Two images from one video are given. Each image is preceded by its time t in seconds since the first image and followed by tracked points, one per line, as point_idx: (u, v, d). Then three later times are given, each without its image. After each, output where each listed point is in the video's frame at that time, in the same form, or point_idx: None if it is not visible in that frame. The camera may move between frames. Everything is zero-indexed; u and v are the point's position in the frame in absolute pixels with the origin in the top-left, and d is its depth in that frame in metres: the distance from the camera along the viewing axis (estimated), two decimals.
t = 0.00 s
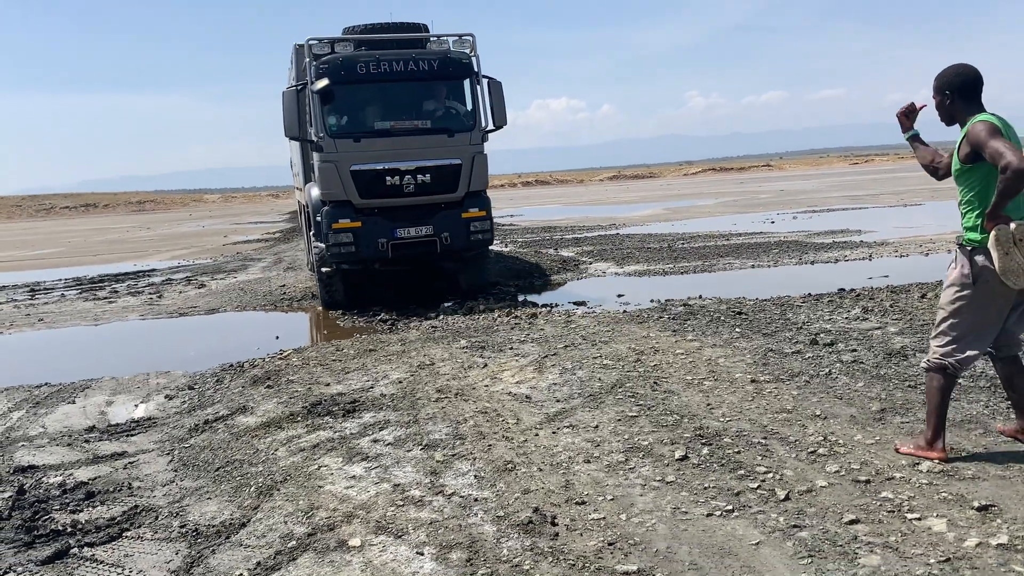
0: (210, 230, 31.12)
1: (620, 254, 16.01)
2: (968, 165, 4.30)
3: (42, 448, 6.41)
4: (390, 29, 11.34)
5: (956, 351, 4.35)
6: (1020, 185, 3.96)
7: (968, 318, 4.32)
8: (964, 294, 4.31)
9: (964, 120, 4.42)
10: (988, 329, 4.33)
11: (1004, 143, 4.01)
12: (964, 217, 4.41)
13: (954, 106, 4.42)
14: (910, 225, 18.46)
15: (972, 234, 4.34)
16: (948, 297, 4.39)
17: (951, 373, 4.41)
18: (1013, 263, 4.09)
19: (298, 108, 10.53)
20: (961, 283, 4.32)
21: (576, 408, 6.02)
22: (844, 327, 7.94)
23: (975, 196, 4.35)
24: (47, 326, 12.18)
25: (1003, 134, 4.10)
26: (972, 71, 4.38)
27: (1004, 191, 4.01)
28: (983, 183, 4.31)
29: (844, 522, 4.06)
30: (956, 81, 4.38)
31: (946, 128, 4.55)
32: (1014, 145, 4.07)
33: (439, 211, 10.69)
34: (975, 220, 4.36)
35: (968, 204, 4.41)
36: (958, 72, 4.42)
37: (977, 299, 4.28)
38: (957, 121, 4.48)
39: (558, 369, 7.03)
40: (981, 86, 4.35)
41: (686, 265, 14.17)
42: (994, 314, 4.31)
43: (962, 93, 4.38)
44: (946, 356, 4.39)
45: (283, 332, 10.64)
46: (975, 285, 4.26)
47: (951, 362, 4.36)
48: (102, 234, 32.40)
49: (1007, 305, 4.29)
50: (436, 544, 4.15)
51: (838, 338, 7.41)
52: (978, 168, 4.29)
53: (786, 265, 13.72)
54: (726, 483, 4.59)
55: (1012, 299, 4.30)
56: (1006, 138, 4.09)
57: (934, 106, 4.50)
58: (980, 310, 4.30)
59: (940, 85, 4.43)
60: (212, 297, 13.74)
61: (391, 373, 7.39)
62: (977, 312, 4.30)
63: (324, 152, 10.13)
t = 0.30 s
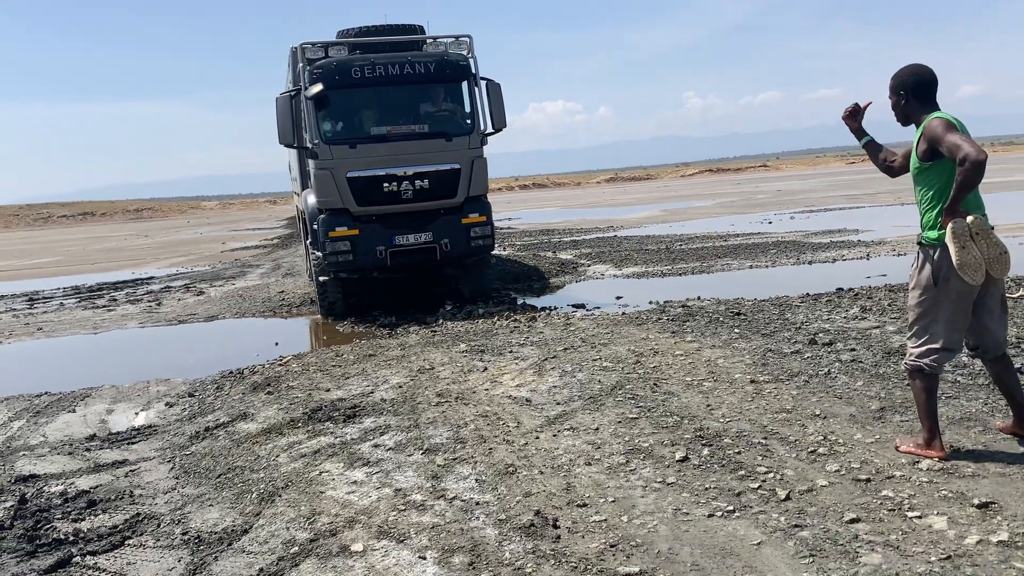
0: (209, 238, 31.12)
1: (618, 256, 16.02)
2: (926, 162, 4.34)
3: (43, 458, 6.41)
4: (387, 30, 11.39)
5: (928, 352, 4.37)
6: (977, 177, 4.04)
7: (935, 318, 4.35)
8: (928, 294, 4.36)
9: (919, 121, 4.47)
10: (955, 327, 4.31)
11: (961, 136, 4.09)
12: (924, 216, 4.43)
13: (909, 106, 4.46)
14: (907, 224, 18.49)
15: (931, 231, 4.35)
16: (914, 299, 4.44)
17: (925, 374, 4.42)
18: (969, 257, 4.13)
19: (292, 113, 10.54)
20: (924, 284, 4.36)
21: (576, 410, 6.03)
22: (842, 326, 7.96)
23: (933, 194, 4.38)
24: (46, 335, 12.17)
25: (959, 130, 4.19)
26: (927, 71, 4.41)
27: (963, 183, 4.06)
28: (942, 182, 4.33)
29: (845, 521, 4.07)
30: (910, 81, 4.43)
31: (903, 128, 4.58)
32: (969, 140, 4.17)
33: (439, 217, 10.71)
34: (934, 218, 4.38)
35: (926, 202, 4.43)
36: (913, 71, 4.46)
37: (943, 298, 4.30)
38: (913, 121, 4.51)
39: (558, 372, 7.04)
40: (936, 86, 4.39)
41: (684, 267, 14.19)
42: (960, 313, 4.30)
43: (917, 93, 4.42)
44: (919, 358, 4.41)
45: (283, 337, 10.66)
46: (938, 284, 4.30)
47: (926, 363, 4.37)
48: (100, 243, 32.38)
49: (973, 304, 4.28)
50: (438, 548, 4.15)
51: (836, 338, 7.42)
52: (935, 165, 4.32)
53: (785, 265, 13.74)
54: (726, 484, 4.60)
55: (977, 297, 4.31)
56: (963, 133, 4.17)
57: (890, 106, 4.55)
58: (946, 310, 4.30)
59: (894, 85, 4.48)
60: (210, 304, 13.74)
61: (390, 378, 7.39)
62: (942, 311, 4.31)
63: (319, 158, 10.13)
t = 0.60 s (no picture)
0: (209, 240, 31.13)
1: (620, 256, 16.02)
2: (905, 161, 4.36)
3: (46, 461, 6.41)
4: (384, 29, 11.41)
5: (924, 351, 4.37)
6: (953, 172, 4.03)
7: (929, 316, 4.35)
8: (919, 292, 4.37)
9: (898, 119, 4.48)
10: (948, 324, 4.33)
11: (935, 133, 4.10)
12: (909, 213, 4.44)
13: (888, 104, 4.48)
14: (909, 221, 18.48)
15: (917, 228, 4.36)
16: (906, 298, 4.44)
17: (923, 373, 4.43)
18: (954, 253, 4.14)
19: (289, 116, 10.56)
20: (915, 283, 4.37)
21: (579, 410, 6.03)
22: (844, 324, 7.96)
23: (915, 191, 4.39)
24: (47, 338, 12.18)
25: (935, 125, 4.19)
26: (904, 68, 4.43)
27: (937, 179, 4.07)
28: (922, 179, 4.34)
29: (850, 518, 4.07)
30: (888, 79, 4.44)
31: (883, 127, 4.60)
32: (945, 135, 4.16)
33: (440, 220, 10.69)
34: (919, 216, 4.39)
35: (910, 199, 4.44)
36: (890, 70, 4.47)
37: (933, 295, 4.32)
38: (892, 119, 4.53)
39: (560, 372, 7.04)
40: (914, 84, 4.40)
41: (686, 266, 14.19)
42: (951, 310, 4.31)
43: (895, 92, 4.44)
44: (915, 357, 4.42)
45: (285, 339, 10.66)
46: (929, 281, 4.32)
47: (924, 362, 4.37)
48: (101, 245, 32.40)
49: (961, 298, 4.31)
50: (443, 547, 4.15)
51: (839, 335, 7.42)
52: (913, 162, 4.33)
53: (786, 263, 13.74)
54: (730, 482, 4.60)
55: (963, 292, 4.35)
56: (939, 129, 4.18)
57: (870, 105, 4.57)
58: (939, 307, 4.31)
59: (872, 83, 4.50)
60: (212, 306, 13.75)
61: (393, 379, 7.40)
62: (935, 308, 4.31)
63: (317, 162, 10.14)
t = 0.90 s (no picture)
0: (210, 235, 31.14)
1: (621, 251, 16.01)
2: (904, 155, 4.36)
3: (48, 455, 6.43)
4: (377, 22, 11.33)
5: (926, 345, 4.37)
6: (952, 163, 4.02)
7: (931, 308, 4.34)
8: (923, 285, 4.36)
9: (894, 116, 4.44)
10: (949, 316, 4.32)
11: (932, 125, 4.10)
12: (910, 207, 4.44)
13: (882, 101, 4.46)
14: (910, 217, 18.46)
15: (919, 221, 4.35)
16: (910, 292, 4.43)
17: (925, 367, 4.44)
18: (957, 244, 4.13)
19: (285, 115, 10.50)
20: (918, 276, 4.37)
21: (580, 404, 6.04)
22: (845, 319, 7.95)
23: (915, 184, 4.39)
24: (48, 333, 12.19)
25: (932, 117, 4.19)
26: (896, 65, 4.44)
27: (937, 170, 4.06)
28: (921, 172, 4.34)
29: (850, 512, 4.07)
30: (881, 76, 4.45)
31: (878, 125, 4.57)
32: (942, 127, 4.16)
33: (443, 218, 10.68)
34: (920, 209, 4.38)
35: (910, 193, 4.44)
36: (882, 68, 4.48)
37: (936, 288, 4.31)
38: (887, 117, 4.50)
39: (561, 367, 7.04)
40: (907, 80, 4.41)
41: (687, 261, 14.18)
42: (954, 302, 4.30)
43: (888, 88, 4.44)
44: (918, 352, 4.41)
45: (286, 335, 10.69)
46: (932, 274, 4.31)
47: (927, 354, 4.37)
48: (101, 241, 32.46)
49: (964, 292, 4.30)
50: (443, 541, 4.16)
51: (839, 330, 7.42)
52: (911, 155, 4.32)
53: (787, 259, 13.73)
54: (730, 476, 4.61)
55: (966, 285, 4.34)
56: (935, 121, 4.18)
57: (865, 104, 4.56)
58: (942, 299, 4.30)
59: (865, 82, 4.52)
60: (213, 301, 13.75)
61: (393, 374, 7.41)
62: (938, 301, 4.30)
63: (315, 163, 10.12)
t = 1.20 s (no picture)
0: (209, 229, 31.15)
1: (619, 245, 16.01)
2: (900, 147, 4.36)
3: (46, 448, 6.44)
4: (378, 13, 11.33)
5: (923, 340, 4.38)
6: (948, 155, 4.04)
7: (927, 301, 4.36)
8: (919, 278, 4.36)
9: (893, 108, 4.44)
10: (946, 310, 4.32)
11: (929, 118, 4.10)
12: (906, 200, 4.45)
13: (881, 93, 4.46)
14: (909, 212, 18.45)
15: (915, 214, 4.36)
16: (906, 285, 4.44)
17: (922, 360, 4.45)
18: (951, 237, 4.14)
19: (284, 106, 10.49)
20: (915, 269, 4.37)
21: (577, 398, 6.05)
22: (842, 313, 7.97)
23: (910, 176, 4.39)
24: (47, 327, 12.20)
25: (930, 110, 4.19)
26: (897, 58, 4.43)
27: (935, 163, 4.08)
28: (918, 165, 4.34)
29: (844, 505, 4.09)
30: (881, 69, 4.44)
31: (878, 117, 4.56)
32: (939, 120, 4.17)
33: (445, 211, 10.66)
34: (916, 202, 4.38)
35: (906, 186, 4.44)
36: (883, 60, 4.48)
37: (932, 281, 4.32)
38: (887, 109, 4.49)
39: (558, 361, 7.05)
40: (908, 73, 4.40)
41: (685, 256, 14.19)
42: (950, 296, 4.31)
43: (889, 80, 4.43)
44: (915, 345, 4.42)
45: (285, 329, 10.71)
46: (928, 267, 4.32)
47: (924, 348, 4.38)
48: (100, 235, 32.45)
49: (961, 286, 4.31)
50: (439, 534, 4.18)
51: (836, 325, 7.42)
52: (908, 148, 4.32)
53: (785, 253, 13.73)
54: (726, 470, 4.62)
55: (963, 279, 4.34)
56: (932, 114, 4.18)
57: (866, 97, 4.55)
58: (938, 293, 4.31)
59: (865, 75, 4.51)
60: (212, 295, 13.75)
61: (391, 368, 7.42)
62: (935, 294, 4.30)
63: (314, 154, 10.09)
